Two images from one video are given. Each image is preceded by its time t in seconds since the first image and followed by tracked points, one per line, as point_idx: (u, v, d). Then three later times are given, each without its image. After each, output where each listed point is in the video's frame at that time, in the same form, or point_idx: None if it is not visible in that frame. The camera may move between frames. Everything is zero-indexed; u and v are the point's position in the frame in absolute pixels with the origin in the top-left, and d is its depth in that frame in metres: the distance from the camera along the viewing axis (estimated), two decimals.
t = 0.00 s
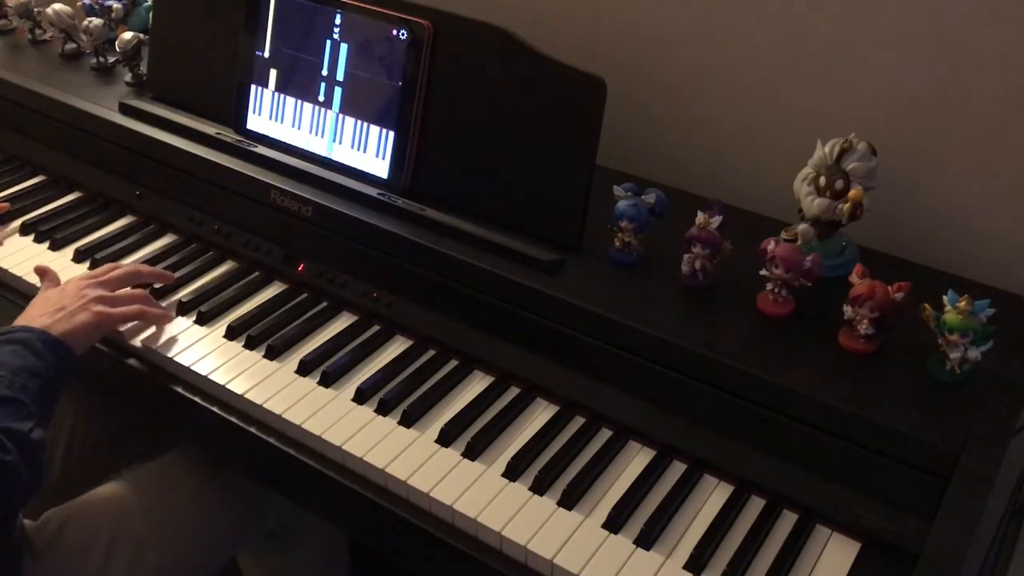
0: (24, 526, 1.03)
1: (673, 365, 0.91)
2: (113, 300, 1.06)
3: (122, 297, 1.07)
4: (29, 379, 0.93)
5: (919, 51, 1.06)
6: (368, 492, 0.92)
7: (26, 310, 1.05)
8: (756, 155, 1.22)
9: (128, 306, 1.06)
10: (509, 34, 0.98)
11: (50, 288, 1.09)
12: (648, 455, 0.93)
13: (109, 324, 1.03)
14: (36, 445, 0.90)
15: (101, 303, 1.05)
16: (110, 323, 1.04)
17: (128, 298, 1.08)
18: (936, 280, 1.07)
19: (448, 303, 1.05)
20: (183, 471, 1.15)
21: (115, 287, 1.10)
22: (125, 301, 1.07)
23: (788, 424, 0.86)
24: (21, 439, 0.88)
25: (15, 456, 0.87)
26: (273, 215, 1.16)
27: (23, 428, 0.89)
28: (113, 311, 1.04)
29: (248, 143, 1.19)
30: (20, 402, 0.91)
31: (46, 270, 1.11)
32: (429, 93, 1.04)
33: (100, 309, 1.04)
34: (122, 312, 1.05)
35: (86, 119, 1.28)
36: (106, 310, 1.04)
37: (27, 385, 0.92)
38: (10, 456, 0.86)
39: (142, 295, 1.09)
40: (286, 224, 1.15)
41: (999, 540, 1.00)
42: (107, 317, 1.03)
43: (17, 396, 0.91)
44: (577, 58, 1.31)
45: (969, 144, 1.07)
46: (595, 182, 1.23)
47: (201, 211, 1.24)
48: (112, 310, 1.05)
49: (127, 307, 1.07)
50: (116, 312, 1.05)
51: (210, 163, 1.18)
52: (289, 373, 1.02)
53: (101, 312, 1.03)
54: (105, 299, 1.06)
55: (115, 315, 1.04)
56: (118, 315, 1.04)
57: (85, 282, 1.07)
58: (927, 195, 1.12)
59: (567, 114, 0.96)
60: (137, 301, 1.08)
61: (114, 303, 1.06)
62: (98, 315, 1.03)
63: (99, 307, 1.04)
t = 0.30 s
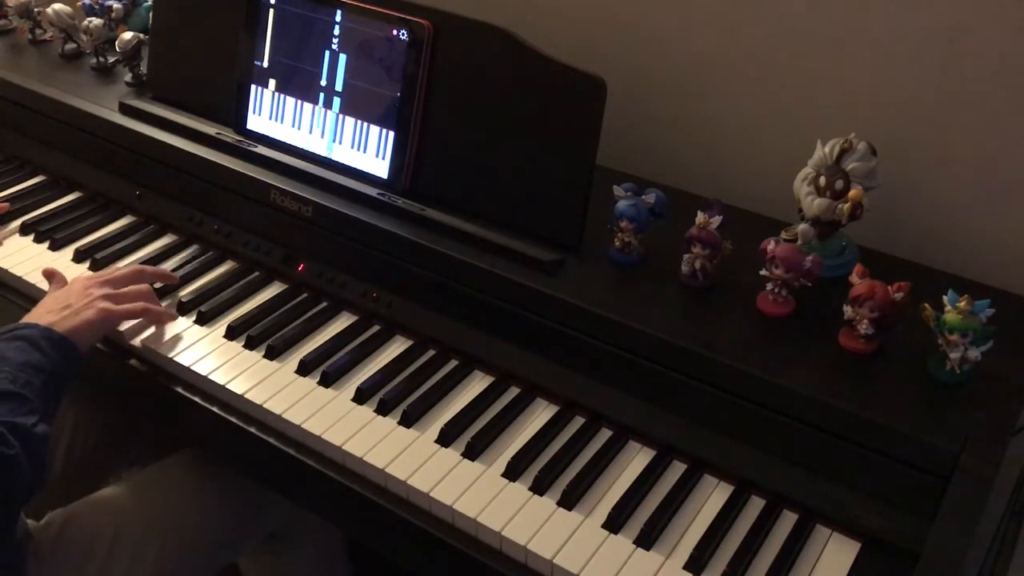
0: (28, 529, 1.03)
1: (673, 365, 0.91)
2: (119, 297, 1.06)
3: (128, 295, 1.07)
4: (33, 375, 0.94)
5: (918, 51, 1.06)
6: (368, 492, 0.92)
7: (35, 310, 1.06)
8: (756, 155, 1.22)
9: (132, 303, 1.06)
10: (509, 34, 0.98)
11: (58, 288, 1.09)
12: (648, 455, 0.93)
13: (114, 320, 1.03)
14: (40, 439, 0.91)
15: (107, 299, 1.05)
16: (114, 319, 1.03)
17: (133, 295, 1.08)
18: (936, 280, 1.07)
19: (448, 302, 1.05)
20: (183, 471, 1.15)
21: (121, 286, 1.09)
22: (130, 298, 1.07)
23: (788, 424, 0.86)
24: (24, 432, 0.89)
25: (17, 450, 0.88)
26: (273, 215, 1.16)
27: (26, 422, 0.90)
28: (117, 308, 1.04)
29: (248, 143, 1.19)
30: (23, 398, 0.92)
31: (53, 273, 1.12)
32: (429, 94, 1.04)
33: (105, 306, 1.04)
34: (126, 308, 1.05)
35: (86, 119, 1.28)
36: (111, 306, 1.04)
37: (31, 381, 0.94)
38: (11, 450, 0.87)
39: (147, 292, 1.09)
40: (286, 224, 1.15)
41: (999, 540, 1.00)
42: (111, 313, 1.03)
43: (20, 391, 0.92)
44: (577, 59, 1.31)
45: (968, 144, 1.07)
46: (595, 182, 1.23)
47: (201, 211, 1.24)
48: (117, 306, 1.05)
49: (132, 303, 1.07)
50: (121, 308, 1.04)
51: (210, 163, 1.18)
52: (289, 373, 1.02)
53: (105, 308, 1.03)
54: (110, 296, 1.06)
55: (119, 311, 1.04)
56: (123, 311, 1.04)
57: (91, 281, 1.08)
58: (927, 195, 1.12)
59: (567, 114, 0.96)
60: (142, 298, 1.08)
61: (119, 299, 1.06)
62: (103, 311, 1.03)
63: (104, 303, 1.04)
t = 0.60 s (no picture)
0: (30, 531, 1.00)
1: (673, 365, 0.91)
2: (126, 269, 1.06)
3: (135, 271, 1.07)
4: (35, 339, 0.88)
5: (918, 52, 1.06)
6: (368, 492, 0.92)
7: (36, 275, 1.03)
8: (756, 155, 1.22)
9: (140, 277, 1.06)
10: (509, 34, 0.99)
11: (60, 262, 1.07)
12: (648, 455, 0.93)
13: (122, 288, 1.03)
14: (48, 407, 0.85)
15: (114, 268, 1.05)
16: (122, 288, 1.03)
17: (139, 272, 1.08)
18: (936, 280, 1.08)
19: (448, 302, 1.05)
20: (182, 472, 1.15)
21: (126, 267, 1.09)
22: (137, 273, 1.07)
23: (788, 424, 0.86)
24: (29, 402, 0.83)
25: (25, 423, 0.82)
26: (273, 215, 1.16)
27: (32, 391, 0.84)
28: (125, 279, 1.04)
29: (248, 143, 1.19)
30: (27, 364, 0.86)
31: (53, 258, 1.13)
32: (430, 93, 1.04)
33: (114, 273, 1.03)
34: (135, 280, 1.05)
35: (86, 119, 1.28)
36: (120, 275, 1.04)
37: (35, 345, 0.88)
38: (18, 424, 0.81)
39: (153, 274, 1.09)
40: (286, 224, 1.15)
41: (999, 540, 1.00)
42: (120, 281, 1.03)
43: (26, 358, 0.86)
44: (577, 59, 1.31)
45: (969, 144, 1.07)
46: (595, 183, 1.23)
47: (201, 211, 1.24)
48: (125, 276, 1.04)
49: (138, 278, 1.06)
50: (129, 280, 1.04)
51: (210, 163, 1.18)
52: (289, 373, 1.02)
53: (115, 276, 1.03)
54: (118, 268, 1.06)
55: (128, 282, 1.04)
56: (132, 282, 1.04)
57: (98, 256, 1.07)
58: (927, 195, 1.12)
59: (568, 113, 0.96)
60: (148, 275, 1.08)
61: (126, 270, 1.06)
62: (112, 278, 1.02)
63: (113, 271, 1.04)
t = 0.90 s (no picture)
0: (28, 531, 1.01)
1: (673, 365, 0.91)
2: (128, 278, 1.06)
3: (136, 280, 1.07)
4: (40, 355, 0.88)
5: (918, 51, 1.06)
6: (368, 492, 0.92)
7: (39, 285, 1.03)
8: (757, 154, 1.22)
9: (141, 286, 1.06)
10: (509, 34, 0.99)
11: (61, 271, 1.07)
12: (648, 455, 0.93)
13: (126, 299, 1.03)
14: (48, 424, 0.85)
15: (116, 278, 1.05)
16: (125, 299, 1.03)
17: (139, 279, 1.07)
18: (936, 280, 1.07)
19: (448, 302, 1.05)
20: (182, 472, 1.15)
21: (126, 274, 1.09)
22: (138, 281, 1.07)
23: (789, 424, 0.86)
24: (31, 419, 0.84)
25: (25, 441, 0.82)
26: (272, 215, 1.16)
27: (34, 408, 0.84)
28: (127, 288, 1.04)
29: (248, 143, 1.19)
30: (31, 380, 0.86)
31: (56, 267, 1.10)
32: (430, 93, 1.04)
33: (116, 284, 1.03)
34: (136, 289, 1.05)
35: (86, 119, 1.28)
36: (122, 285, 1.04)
37: (39, 361, 0.88)
38: (17, 439, 0.81)
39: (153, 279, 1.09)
40: (286, 224, 1.15)
41: (999, 540, 0.99)
42: (123, 292, 1.03)
43: (29, 374, 0.86)
44: (577, 58, 1.31)
45: (970, 144, 1.07)
46: (595, 182, 1.23)
47: (201, 211, 1.24)
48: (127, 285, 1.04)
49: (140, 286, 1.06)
50: (131, 289, 1.04)
51: (210, 163, 1.18)
52: (289, 373, 1.02)
53: (117, 287, 1.03)
54: (119, 276, 1.06)
55: (130, 292, 1.04)
56: (134, 291, 1.04)
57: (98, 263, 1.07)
58: (927, 195, 1.12)
59: (567, 113, 0.96)
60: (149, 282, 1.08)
61: (127, 279, 1.06)
62: (114, 289, 1.02)
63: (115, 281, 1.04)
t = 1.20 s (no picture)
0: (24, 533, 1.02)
1: (673, 365, 0.91)
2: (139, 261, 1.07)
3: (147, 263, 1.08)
4: (53, 333, 0.89)
5: (917, 52, 1.06)
6: (369, 492, 0.92)
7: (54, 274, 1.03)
8: (756, 155, 1.22)
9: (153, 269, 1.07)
10: (509, 34, 0.99)
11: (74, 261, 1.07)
12: (648, 455, 0.93)
13: (140, 280, 1.04)
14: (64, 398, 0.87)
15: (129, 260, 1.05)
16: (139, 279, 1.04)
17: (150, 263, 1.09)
18: (935, 280, 1.08)
19: (448, 303, 1.05)
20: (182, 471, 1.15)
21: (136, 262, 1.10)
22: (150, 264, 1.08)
23: (789, 424, 0.86)
24: (48, 394, 0.85)
25: (42, 413, 0.83)
26: (272, 216, 1.16)
27: (51, 382, 0.85)
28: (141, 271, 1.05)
29: (248, 143, 1.19)
30: (46, 357, 0.87)
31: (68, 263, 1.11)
32: (430, 93, 1.04)
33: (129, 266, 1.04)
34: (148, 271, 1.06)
35: (86, 119, 1.28)
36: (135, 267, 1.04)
37: (54, 339, 0.89)
38: (35, 413, 0.83)
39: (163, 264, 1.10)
40: (286, 224, 1.15)
41: (999, 539, 0.99)
42: (136, 272, 1.04)
43: (44, 350, 0.87)
44: (576, 59, 1.31)
45: (969, 144, 1.07)
46: (595, 182, 1.23)
47: (201, 211, 1.24)
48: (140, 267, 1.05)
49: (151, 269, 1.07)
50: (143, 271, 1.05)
51: (210, 163, 1.18)
52: (289, 373, 1.02)
53: (131, 267, 1.04)
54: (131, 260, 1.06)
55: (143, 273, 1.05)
56: (146, 273, 1.05)
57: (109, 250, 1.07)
58: (927, 195, 1.12)
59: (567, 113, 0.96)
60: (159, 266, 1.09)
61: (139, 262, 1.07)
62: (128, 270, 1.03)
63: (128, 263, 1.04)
